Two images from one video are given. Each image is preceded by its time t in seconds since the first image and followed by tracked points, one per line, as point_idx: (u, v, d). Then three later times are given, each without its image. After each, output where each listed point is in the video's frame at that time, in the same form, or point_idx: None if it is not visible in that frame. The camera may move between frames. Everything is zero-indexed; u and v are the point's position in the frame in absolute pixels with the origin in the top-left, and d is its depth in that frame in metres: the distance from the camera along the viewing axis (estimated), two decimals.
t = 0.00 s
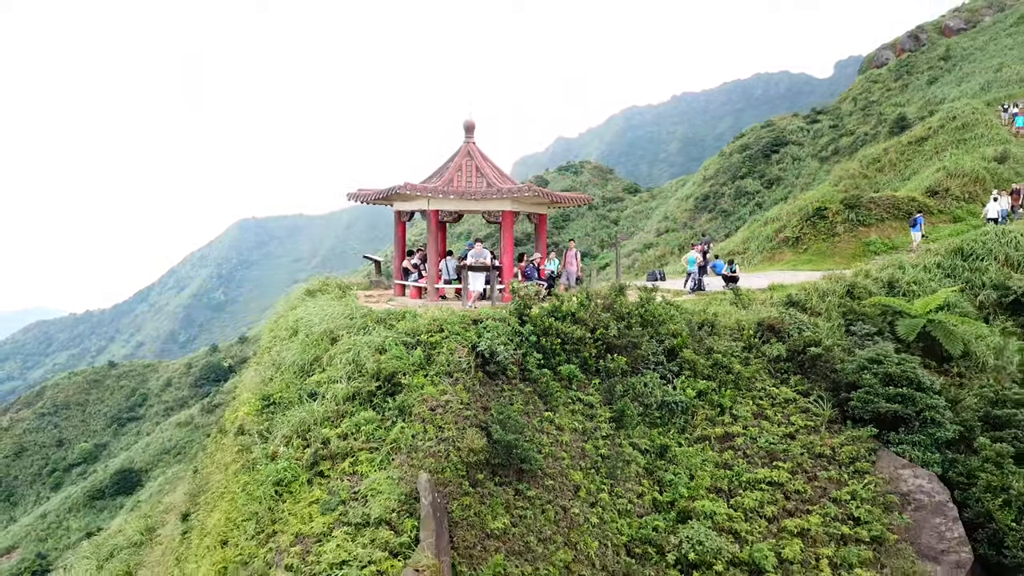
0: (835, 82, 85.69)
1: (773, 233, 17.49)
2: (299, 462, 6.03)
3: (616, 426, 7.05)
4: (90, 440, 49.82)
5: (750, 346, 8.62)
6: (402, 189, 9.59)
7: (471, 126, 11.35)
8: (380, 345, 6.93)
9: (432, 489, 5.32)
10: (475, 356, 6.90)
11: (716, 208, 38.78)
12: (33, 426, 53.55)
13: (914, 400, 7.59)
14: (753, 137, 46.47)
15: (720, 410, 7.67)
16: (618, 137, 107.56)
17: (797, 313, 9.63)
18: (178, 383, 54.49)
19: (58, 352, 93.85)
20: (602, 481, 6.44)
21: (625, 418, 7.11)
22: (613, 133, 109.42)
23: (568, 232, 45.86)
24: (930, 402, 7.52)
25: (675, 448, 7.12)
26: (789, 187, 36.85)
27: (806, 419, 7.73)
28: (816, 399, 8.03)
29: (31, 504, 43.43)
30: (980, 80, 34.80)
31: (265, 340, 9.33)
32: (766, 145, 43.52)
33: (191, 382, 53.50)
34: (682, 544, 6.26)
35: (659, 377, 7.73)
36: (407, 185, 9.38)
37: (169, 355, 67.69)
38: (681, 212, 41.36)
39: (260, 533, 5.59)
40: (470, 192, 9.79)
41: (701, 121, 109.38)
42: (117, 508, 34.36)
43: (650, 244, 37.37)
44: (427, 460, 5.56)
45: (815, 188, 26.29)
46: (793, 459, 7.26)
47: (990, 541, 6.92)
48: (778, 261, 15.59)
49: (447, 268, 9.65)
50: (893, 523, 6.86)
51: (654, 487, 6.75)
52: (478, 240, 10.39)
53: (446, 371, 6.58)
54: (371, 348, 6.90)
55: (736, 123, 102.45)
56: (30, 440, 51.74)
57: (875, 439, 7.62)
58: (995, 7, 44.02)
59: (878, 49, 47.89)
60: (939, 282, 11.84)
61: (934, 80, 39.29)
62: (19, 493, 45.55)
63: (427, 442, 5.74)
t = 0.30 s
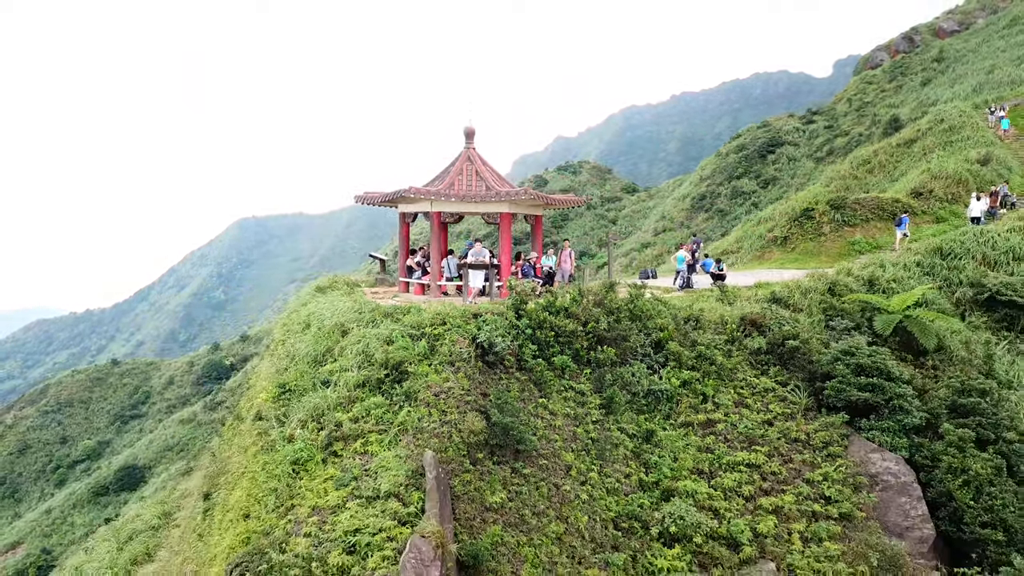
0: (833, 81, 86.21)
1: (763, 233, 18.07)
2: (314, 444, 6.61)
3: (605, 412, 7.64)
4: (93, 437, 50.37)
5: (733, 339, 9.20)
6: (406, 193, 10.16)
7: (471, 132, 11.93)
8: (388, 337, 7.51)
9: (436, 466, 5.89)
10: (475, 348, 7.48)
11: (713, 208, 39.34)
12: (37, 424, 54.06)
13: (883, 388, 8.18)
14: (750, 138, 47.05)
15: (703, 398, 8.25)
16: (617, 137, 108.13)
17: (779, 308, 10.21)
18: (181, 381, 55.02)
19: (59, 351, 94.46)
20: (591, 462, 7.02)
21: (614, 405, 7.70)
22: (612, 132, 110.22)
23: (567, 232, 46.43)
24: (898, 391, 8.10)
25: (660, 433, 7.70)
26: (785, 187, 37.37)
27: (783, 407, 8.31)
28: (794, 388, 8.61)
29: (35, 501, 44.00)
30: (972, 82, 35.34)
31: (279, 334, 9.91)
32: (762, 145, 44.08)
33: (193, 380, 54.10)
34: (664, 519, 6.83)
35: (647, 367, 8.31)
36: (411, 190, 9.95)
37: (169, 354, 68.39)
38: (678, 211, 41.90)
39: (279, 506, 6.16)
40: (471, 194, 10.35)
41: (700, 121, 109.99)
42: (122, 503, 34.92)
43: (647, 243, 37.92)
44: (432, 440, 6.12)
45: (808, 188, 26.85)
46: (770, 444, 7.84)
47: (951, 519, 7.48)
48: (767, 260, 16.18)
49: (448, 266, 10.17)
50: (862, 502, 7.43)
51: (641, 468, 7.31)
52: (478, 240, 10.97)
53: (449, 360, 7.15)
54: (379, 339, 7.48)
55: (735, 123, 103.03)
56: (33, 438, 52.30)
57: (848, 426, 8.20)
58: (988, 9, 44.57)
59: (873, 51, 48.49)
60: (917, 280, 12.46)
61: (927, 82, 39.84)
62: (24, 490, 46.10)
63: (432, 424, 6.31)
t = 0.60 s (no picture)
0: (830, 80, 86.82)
1: (753, 233, 18.70)
2: (328, 426, 7.22)
3: (595, 399, 8.26)
4: (96, 435, 50.99)
5: (717, 332, 9.83)
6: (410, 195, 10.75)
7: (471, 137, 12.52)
8: (395, 329, 8.12)
9: (440, 444, 6.50)
10: (475, 339, 8.09)
11: (709, 208, 39.95)
12: (41, 421, 54.60)
13: (855, 377, 8.78)
14: (746, 138, 47.70)
15: (687, 387, 8.87)
16: (617, 137, 112.36)
17: (762, 304, 10.83)
18: (183, 379, 55.75)
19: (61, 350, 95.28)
20: (582, 444, 7.64)
21: (604, 392, 8.32)
22: (612, 132, 114.09)
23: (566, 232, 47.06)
24: (869, 380, 8.71)
25: (647, 418, 8.31)
26: (780, 187, 37.93)
27: (763, 394, 8.93)
28: (773, 378, 9.23)
29: (40, 496, 44.65)
30: (964, 84, 35.92)
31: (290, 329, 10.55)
32: (758, 146, 44.71)
33: (195, 378, 54.76)
34: (650, 496, 7.42)
35: (635, 358, 8.93)
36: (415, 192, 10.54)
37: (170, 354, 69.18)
38: (675, 211, 42.53)
39: (296, 482, 6.74)
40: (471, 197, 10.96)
41: (699, 121, 110.91)
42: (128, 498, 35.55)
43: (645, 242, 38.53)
44: (436, 421, 6.73)
45: (801, 189, 27.48)
46: (749, 428, 8.45)
47: (916, 497, 8.10)
48: (756, 258, 16.80)
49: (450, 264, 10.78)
50: (834, 482, 8.02)
51: (628, 450, 7.91)
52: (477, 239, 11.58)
53: (452, 350, 7.76)
54: (387, 331, 8.11)
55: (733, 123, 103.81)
56: (38, 435, 52.90)
57: (822, 413, 8.80)
58: (981, 11, 45.15)
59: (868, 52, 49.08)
60: (897, 278, 13.08)
61: (920, 83, 40.43)
62: (28, 486, 46.73)
63: (436, 407, 6.92)
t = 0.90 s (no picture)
0: (828, 80, 87.42)
1: (745, 233, 19.34)
2: (340, 410, 7.86)
3: (587, 387, 8.91)
4: (100, 432, 51.60)
5: (702, 326, 10.47)
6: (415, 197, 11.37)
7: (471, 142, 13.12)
8: (401, 322, 8.76)
9: (443, 425, 7.12)
10: (476, 331, 8.73)
11: (706, 208, 40.59)
12: (45, 418, 55.21)
13: (830, 367, 9.41)
14: (742, 139, 48.35)
15: (673, 376, 9.52)
16: (616, 137, 113.21)
17: (746, 299, 11.48)
18: (186, 377, 56.58)
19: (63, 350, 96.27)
20: (574, 427, 8.28)
21: (594, 381, 8.97)
22: (610, 132, 115.00)
23: (564, 231, 47.69)
24: (843, 370, 9.35)
25: (635, 405, 8.95)
26: (775, 187, 38.55)
27: (744, 384, 9.57)
28: (754, 368, 9.88)
29: (45, 493, 45.30)
30: (956, 86, 36.52)
31: (301, 324, 11.19)
32: (754, 146, 45.38)
33: (198, 376, 55.55)
34: (636, 476, 8.05)
35: (625, 349, 9.58)
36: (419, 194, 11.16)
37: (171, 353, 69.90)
38: (672, 211, 43.18)
39: (312, 461, 7.36)
40: (471, 199, 11.60)
41: (698, 121, 111.71)
42: (133, 493, 36.13)
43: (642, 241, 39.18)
44: (440, 405, 7.36)
45: (794, 189, 28.10)
46: (730, 415, 9.09)
47: (885, 478, 8.73)
48: (746, 257, 17.45)
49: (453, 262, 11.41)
50: (808, 464, 8.63)
51: (617, 435, 8.54)
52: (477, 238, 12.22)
53: (454, 341, 8.40)
54: (394, 324, 8.75)
55: (732, 122, 104.46)
56: (42, 432, 53.51)
57: (799, 401, 9.44)
58: (974, 14, 45.76)
59: (863, 54, 49.69)
60: (878, 276, 13.72)
61: (914, 85, 41.06)
62: (33, 483, 47.36)
63: (439, 392, 7.55)
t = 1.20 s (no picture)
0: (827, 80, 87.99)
1: (736, 233, 20.01)
2: (351, 397, 8.51)
3: (580, 377, 9.57)
4: (104, 429, 52.23)
5: (689, 321, 11.15)
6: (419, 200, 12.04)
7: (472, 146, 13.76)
8: (408, 316, 9.43)
9: (447, 410, 7.78)
10: (477, 325, 9.40)
11: (702, 208, 41.24)
12: (49, 416, 55.85)
13: (808, 359, 10.09)
14: (739, 140, 49.02)
15: (661, 367, 10.20)
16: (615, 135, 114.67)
17: (732, 296, 12.17)
18: (189, 375, 57.32)
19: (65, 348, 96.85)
20: (568, 414, 8.94)
21: (587, 371, 9.65)
22: (610, 132, 116.95)
23: (564, 231, 48.37)
24: (820, 361, 10.02)
25: (625, 394, 9.61)
26: (770, 187, 39.20)
27: (727, 374, 10.24)
28: (737, 360, 10.55)
29: (50, 489, 45.96)
30: (948, 88, 37.13)
31: (313, 319, 11.87)
32: (750, 147, 46.04)
33: (200, 374, 56.25)
34: (625, 458, 8.69)
35: (616, 342, 10.25)
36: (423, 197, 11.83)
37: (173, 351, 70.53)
38: (669, 211, 43.82)
39: (325, 443, 8.00)
40: (472, 201, 12.27)
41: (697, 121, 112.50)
42: (139, 488, 36.71)
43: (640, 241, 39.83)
44: (443, 392, 8.02)
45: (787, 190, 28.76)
46: (714, 403, 9.75)
47: (857, 462, 9.37)
48: (736, 256, 18.12)
49: (454, 261, 12.07)
50: (787, 448, 9.27)
51: (608, 421, 9.20)
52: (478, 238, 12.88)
53: (456, 333, 9.07)
54: (401, 318, 9.42)
55: (730, 122, 105.14)
56: (46, 429, 54.12)
57: (779, 390, 10.11)
58: (967, 16, 46.39)
59: (858, 56, 50.33)
60: (860, 274, 14.39)
61: (907, 87, 41.69)
62: (38, 479, 48.02)
63: (443, 380, 8.21)
